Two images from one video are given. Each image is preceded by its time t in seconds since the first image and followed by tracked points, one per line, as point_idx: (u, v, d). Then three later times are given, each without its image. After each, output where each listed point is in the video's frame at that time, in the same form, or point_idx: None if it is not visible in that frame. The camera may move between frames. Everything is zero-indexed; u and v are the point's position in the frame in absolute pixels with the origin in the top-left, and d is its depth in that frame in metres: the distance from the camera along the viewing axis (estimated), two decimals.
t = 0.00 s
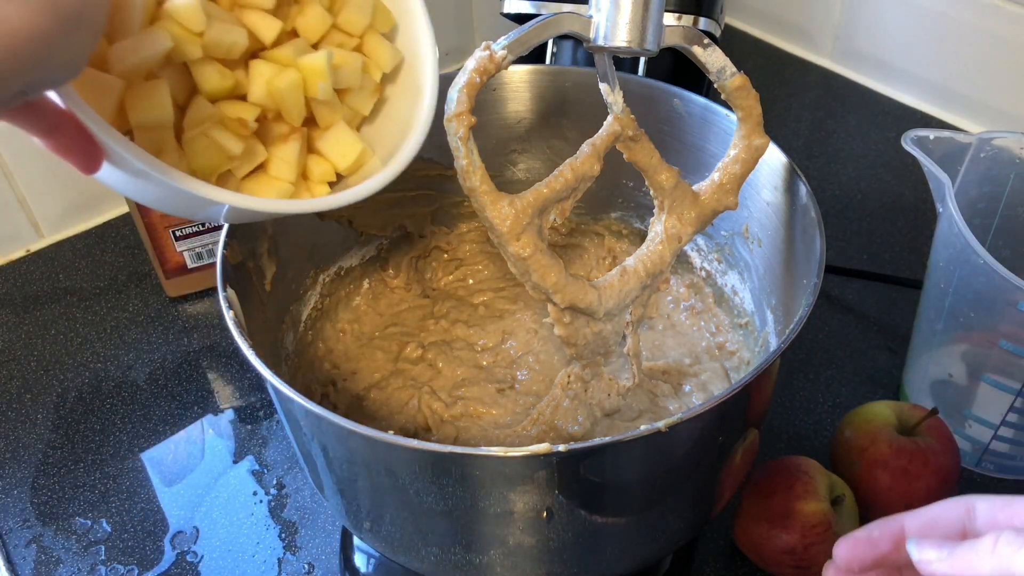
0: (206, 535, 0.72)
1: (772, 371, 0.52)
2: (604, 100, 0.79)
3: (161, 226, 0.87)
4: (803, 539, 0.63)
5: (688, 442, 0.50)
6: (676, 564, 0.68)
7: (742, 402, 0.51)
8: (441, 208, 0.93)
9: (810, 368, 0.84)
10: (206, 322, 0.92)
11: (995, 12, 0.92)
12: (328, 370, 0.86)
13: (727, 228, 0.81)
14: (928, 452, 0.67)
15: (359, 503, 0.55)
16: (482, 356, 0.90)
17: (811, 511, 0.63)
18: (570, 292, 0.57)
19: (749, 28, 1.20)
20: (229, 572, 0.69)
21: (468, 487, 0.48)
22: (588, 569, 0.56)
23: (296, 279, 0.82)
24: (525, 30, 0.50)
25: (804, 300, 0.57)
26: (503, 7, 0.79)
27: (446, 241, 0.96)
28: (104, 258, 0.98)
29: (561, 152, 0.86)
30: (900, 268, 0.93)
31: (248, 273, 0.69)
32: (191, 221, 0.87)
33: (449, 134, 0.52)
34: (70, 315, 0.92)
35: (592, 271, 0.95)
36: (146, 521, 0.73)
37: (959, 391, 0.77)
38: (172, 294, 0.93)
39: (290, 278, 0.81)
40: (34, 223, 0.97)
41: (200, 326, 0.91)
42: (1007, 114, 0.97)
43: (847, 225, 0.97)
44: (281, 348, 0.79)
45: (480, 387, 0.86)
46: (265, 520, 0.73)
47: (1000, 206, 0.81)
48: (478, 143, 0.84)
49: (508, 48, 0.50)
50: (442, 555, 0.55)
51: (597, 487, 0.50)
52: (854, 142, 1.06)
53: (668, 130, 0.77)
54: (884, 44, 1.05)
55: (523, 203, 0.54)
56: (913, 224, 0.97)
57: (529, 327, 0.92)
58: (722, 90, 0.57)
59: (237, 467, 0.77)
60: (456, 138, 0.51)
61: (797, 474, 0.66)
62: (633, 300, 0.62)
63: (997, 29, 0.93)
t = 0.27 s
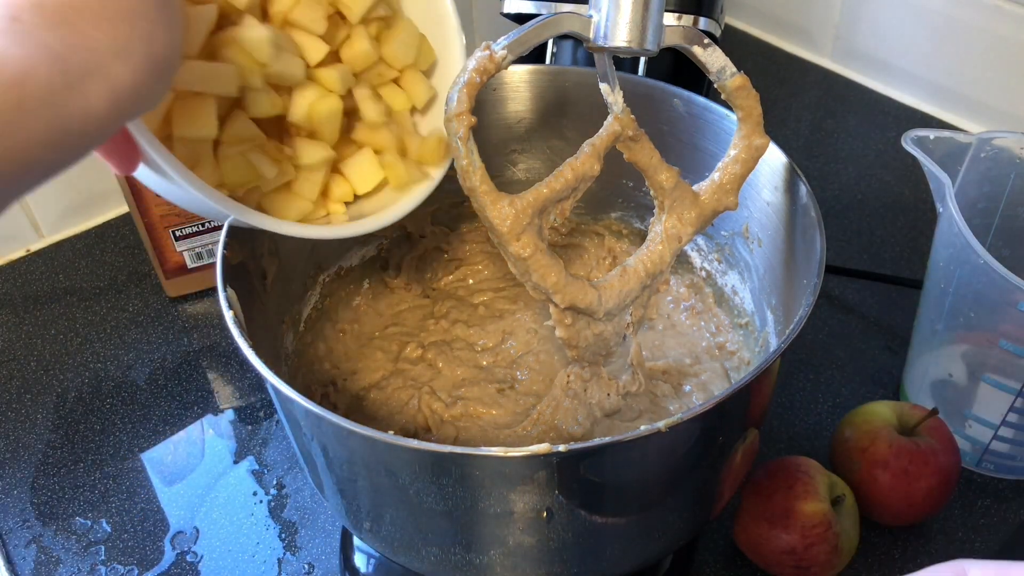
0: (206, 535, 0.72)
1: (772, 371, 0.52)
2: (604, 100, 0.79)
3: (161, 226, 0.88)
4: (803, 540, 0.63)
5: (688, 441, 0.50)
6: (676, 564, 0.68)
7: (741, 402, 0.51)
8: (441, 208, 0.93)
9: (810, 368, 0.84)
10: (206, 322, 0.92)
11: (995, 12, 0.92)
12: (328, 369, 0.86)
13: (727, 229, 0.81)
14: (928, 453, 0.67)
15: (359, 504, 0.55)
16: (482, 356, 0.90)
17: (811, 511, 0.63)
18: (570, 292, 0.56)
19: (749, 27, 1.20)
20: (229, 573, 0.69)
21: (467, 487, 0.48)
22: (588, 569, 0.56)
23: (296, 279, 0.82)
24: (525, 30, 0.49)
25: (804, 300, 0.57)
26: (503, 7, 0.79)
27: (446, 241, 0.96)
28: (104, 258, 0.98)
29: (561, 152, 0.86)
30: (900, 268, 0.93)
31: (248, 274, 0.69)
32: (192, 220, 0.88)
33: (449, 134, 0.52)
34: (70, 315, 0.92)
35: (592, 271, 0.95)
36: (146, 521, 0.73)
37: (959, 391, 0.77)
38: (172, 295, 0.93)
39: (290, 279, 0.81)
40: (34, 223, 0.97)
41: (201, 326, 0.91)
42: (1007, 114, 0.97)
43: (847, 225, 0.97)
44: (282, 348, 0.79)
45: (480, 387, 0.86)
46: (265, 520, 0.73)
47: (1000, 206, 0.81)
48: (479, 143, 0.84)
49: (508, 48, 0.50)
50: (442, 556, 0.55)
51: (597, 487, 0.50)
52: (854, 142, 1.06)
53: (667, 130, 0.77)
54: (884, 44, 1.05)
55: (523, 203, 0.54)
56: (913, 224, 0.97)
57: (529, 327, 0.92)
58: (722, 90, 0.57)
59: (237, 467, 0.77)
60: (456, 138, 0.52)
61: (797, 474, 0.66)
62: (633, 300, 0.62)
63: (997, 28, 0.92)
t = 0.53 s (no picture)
0: (206, 535, 0.72)
1: (772, 371, 0.52)
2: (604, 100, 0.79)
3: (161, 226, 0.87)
4: (803, 540, 0.63)
5: (688, 441, 0.50)
6: (675, 564, 0.68)
7: (741, 402, 0.51)
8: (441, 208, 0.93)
9: (810, 368, 0.84)
10: (206, 322, 0.92)
11: (995, 12, 0.92)
12: (328, 369, 0.87)
13: (727, 229, 0.81)
14: (928, 453, 0.67)
15: (359, 504, 0.55)
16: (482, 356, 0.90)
17: (812, 511, 0.63)
18: (570, 292, 0.56)
19: (749, 28, 1.20)
20: (229, 573, 0.68)
21: (467, 488, 0.48)
22: (589, 569, 0.56)
23: (296, 279, 0.82)
24: (525, 30, 0.50)
25: (804, 300, 0.57)
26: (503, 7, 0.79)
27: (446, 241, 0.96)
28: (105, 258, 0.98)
29: (561, 152, 0.86)
30: (900, 268, 0.93)
31: (248, 274, 0.69)
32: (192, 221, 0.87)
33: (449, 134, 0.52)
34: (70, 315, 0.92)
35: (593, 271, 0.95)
36: (146, 520, 0.73)
37: (959, 391, 0.77)
38: (172, 295, 0.93)
39: (290, 280, 0.81)
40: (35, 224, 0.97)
41: (201, 326, 0.91)
42: (1007, 114, 0.97)
43: (847, 226, 0.98)
44: (281, 348, 0.79)
45: (479, 387, 0.86)
46: (265, 520, 0.73)
47: (1000, 206, 0.81)
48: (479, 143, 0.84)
49: (508, 48, 0.50)
50: (442, 556, 0.55)
51: (597, 487, 0.50)
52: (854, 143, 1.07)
53: (668, 130, 0.77)
54: (884, 45, 1.05)
55: (523, 203, 0.54)
56: (913, 224, 0.97)
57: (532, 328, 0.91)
58: (722, 90, 0.57)
59: (237, 467, 0.77)
60: (456, 138, 0.52)
61: (797, 474, 0.66)
62: (633, 300, 0.62)
63: (997, 29, 0.92)
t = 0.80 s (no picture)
0: (206, 535, 0.72)
1: (772, 371, 0.52)
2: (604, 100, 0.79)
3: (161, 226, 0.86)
4: (803, 540, 0.63)
5: (689, 441, 0.50)
6: (675, 564, 0.68)
7: (742, 402, 0.50)
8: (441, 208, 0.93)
9: (810, 368, 0.84)
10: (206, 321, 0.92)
11: (996, 12, 0.92)
12: (327, 369, 0.88)
13: (727, 229, 0.81)
14: (928, 452, 0.67)
15: (359, 504, 0.55)
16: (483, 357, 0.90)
17: (811, 511, 0.63)
18: (571, 292, 0.56)
19: (749, 27, 1.20)
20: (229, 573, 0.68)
21: (467, 488, 0.48)
22: (589, 569, 0.56)
23: (296, 279, 0.82)
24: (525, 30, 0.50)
25: (805, 300, 0.57)
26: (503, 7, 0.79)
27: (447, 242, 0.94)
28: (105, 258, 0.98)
29: (561, 152, 0.86)
30: (900, 268, 0.93)
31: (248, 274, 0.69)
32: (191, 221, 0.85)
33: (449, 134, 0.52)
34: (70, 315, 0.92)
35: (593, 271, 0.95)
36: (146, 520, 0.73)
37: (959, 391, 0.77)
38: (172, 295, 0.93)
39: (290, 280, 0.81)
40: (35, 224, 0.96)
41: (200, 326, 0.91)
42: (1007, 114, 0.97)
43: (847, 225, 0.97)
44: (281, 348, 0.79)
45: (479, 387, 0.86)
46: (265, 520, 0.73)
47: (1000, 206, 0.81)
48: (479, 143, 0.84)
49: (508, 48, 0.50)
50: (442, 556, 0.55)
51: (597, 487, 0.50)
52: (854, 143, 1.06)
53: (668, 130, 0.77)
54: (884, 45, 1.05)
55: (523, 203, 0.53)
56: (914, 225, 0.97)
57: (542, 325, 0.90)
58: (722, 90, 0.57)
59: (237, 467, 0.77)
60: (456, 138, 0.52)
61: (797, 475, 0.66)
62: (633, 300, 0.62)
63: (997, 29, 0.92)
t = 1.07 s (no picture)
0: (206, 535, 0.72)
1: (772, 371, 0.52)
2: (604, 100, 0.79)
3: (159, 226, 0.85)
4: (803, 540, 0.63)
5: (689, 441, 0.50)
6: (675, 564, 0.68)
7: (742, 402, 0.50)
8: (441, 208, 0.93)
9: (810, 368, 0.84)
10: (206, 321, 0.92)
11: (996, 12, 0.92)
12: (327, 368, 0.87)
13: (727, 228, 0.81)
14: (928, 452, 0.67)
15: (359, 503, 0.55)
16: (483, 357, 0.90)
17: (811, 511, 0.63)
18: (571, 292, 0.56)
19: (749, 27, 1.20)
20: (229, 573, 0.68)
21: (467, 488, 0.48)
22: (589, 569, 0.56)
23: (297, 279, 0.82)
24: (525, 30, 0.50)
25: (805, 300, 0.57)
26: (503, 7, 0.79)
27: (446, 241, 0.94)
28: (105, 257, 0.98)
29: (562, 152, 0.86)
30: (900, 268, 0.93)
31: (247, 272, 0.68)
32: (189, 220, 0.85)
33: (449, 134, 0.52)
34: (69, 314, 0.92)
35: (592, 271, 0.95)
36: (146, 520, 0.73)
37: (958, 391, 0.77)
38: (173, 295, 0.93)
39: (290, 280, 0.80)
40: (35, 224, 0.97)
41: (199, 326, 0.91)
42: (1007, 114, 0.97)
43: (847, 225, 0.97)
44: (281, 348, 0.79)
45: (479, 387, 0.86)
46: (265, 520, 0.73)
47: (999, 205, 0.81)
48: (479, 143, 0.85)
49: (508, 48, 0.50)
50: (442, 556, 0.55)
51: (596, 487, 0.50)
52: (854, 142, 1.06)
53: (668, 130, 0.77)
54: (884, 45, 1.05)
55: (523, 203, 0.53)
56: (913, 225, 0.97)
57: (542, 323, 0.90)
58: (722, 90, 0.57)
59: (237, 467, 0.77)
60: (457, 138, 0.52)
61: (797, 475, 0.66)
62: (633, 300, 0.62)
63: (997, 29, 0.92)
